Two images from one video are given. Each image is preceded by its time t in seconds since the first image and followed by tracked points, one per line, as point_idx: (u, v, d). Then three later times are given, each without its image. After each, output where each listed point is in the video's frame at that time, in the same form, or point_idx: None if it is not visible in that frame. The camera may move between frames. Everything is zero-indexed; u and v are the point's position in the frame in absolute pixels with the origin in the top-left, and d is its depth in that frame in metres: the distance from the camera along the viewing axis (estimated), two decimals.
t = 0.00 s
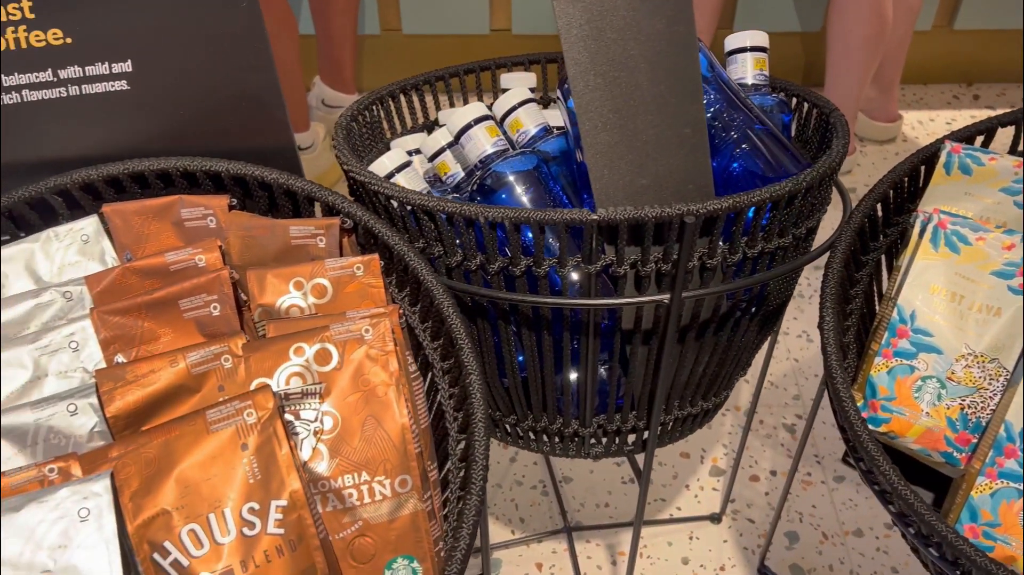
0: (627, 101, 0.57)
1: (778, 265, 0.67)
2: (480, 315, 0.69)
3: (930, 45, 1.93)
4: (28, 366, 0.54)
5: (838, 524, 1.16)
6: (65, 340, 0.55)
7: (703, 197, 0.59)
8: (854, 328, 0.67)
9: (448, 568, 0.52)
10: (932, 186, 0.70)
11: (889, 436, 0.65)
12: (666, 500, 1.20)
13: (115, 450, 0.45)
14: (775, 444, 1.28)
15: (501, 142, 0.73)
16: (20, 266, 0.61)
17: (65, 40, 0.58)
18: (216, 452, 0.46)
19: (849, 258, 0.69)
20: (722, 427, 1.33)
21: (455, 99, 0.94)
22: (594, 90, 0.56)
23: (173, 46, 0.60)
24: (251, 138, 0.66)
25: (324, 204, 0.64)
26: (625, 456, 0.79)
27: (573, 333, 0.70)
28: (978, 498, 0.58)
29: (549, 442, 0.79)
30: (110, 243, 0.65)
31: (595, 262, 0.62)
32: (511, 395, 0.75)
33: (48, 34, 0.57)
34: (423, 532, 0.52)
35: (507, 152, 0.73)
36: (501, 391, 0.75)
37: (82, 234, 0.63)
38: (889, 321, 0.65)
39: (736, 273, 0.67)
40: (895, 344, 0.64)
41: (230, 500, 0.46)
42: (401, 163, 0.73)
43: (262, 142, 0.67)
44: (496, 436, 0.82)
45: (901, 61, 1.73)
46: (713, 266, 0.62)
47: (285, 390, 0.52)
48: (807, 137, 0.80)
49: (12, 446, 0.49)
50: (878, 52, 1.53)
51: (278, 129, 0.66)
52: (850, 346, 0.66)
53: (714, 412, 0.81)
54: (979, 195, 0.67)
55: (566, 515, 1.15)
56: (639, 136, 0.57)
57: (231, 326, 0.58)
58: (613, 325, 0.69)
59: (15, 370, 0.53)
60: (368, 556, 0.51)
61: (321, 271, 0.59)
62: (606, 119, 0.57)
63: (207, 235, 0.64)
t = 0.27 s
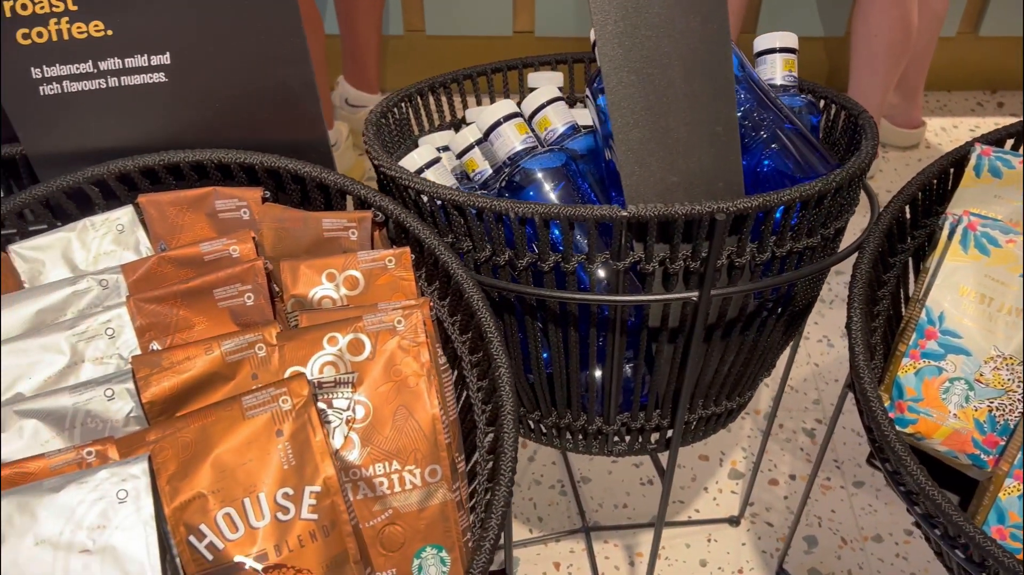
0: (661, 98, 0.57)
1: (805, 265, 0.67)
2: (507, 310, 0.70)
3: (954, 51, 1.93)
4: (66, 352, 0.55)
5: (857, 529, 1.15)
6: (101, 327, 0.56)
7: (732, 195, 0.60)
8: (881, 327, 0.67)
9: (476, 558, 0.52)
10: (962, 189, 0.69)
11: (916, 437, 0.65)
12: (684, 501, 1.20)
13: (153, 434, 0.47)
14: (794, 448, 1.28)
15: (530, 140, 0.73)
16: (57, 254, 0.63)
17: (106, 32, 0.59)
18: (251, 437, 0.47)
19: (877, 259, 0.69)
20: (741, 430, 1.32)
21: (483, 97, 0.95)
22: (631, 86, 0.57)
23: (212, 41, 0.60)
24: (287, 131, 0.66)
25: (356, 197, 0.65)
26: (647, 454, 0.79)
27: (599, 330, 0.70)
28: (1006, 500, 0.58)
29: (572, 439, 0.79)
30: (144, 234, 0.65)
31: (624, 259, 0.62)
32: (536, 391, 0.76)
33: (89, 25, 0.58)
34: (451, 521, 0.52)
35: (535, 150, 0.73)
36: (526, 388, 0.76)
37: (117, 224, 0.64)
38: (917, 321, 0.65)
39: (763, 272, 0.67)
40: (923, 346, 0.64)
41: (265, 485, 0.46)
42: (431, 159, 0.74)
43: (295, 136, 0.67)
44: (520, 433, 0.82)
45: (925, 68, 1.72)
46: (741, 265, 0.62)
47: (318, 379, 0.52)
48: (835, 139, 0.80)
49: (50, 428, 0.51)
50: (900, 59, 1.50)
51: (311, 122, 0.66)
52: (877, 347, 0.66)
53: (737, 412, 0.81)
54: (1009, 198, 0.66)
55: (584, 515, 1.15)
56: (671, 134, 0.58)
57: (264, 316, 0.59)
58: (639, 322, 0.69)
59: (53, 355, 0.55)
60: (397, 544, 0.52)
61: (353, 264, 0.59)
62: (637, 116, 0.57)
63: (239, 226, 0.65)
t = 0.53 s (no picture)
0: (686, 94, 0.58)
1: (827, 263, 0.67)
2: (528, 304, 0.70)
3: (976, 56, 1.92)
4: (94, 336, 0.56)
5: (873, 532, 1.15)
6: (129, 313, 0.57)
7: (755, 191, 0.60)
8: (903, 326, 0.67)
9: (496, 548, 0.52)
10: (985, 190, 0.69)
11: (936, 437, 0.64)
12: (700, 503, 1.19)
13: (181, 417, 0.47)
14: (810, 451, 1.27)
15: (553, 136, 0.73)
16: (87, 241, 0.64)
17: (139, 23, 0.60)
18: (277, 422, 0.47)
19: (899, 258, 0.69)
20: (757, 433, 1.32)
21: (506, 94, 0.95)
22: (654, 82, 0.57)
23: (243, 33, 0.61)
24: (314, 124, 0.67)
25: (381, 189, 0.65)
26: (665, 451, 0.79)
27: (619, 326, 0.70)
28: None
29: (590, 435, 0.80)
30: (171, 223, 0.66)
31: (646, 254, 0.62)
32: (555, 386, 0.76)
33: (122, 16, 0.59)
34: (472, 510, 0.53)
35: (558, 146, 0.73)
36: (546, 383, 0.76)
37: (145, 213, 0.65)
38: (939, 320, 0.65)
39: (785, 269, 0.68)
40: (944, 345, 0.64)
41: (290, 469, 0.47)
42: (454, 154, 0.75)
43: (322, 128, 0.68)
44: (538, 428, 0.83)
45: (947, 73, 1.71)
46: (762, 262, 0.63)
47: (342, 366, 0.53)
48: (858, 139, 0.80)
49: (79, 410, 0.52)
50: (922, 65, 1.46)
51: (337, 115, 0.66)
52: (899, 347, 0.66)
53: (756, 411, 0.81)
54: None
55: (599, 514, 1.15)
56: (696, 129, 0.58)
57: (289, 305, 0.59)
58: (660, 318, 0.69)
59: (81, 339, 0.56)
60: (418, 532, 0.52)
61: (377, 255, 0.60)
62: (663, 112, 0.58)
63: (265, 216, 0.66)
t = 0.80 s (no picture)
0: (710, 91, 0.58)
1: (848, 263, 0.67)
2: (549, 298, 0.71)
3: (1000, 63, 1.91)
4: (124, 321, 0.57)
5: (889, 537, 1.14)
6: (159, 299, 0.58)
7: (776, 189, 0.60)
8: (923, 327, 0.67)
9: (515, 536, 0.53)
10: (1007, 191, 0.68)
11: (955, 437, 0.65)
12: (715, 504, 1.19)
13: (209, 400, 0.48)
14: (827, 455, 1.27)
15: (576, 132, 0.73)
16: (117, 229, 0.65)
17: (172, 15, 0.61)
18: (303, 406, 0.48)
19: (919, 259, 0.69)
20: (773, 436, 1.31)
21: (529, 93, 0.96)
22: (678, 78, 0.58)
23: (273, 28, 0.62)
24: (341, 118, 0.68)
25: (405, 182, 0.66)
26: (682, 448, 0.80)
27: (639, 321, 0.71)
28: None
29: (608, 430, 0.80)
30: (200, 213, 0.67)
31: (666, 250, 0.63)
32: (574, 380, 0.77)
33: (156, 8, 0.60)
34: (491, 498, 0.53)
35: (581, 142, 0.73)
36: (565, 377, 0.77)
37: (174, 203, 0.66)
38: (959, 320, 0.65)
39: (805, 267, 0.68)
40: (963, 345, 0.64)
41: (314, 453, 0.48)
42: (477, 149, 0.76)
43: (348, 122, 0.69)
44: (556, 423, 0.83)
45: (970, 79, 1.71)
46: (783, 260, 0.63)
47: (367, 353, 0.54)
48: (880, 140, 0.80)
49: (109, 391, 0.53)
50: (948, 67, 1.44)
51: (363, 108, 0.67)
52: (918, 347, 0.66)
53: (774, 410, 0.81)
54: None
55: (614, 513, 1.16)
56: (719, 126, 0.59)
57: (315, 294, 0.61)
58: (680, 315, 0.70)
59: (112, 324, 0.57)
60: (438, 518, 0.53)
61: (402, 246, 0.61)
62: (686, 108, 0.58)
63: (292, 207, 0.67)
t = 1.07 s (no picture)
0: (733, 89, 0.60)
1: (868, 261, 0.68)
2: (571, 292, 0.72)
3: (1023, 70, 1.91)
4: (158, 306, 0.59)
5: (905, 540, 1.13)
6: (192, 285, 0.59)
7: (799, 187, 0.61)
8: (941, 326, 0.68)
9: (536, 521, 0.54)
10: None
11: (971, 435, 0.65)
12: (730, 503, 1.19)
13: (243, 381, 0.50)
14: (842, 457, 1.27)
15: (599, 129, 0.75)
16: (151, 218, 0.66)
17: (210, 9, 0.63)
18: (334, 388, 0.50)
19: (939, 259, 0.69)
20: (790, 438, 1.31)
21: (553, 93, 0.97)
22: (703, 75, 0.60)
23: (307, 22, 0.63)
24: (370, 112, 0.70)
25: (432, 175, 0.67)
26: (700, 443, 0.80)
27: (659, 317, 0.72)
28: None
29: (627, 424, 0.81)
30: (231, 203, 0.68)
31: (688, 245, 0.64)
32: (594, 374, 0.78)
33: (195, 2, 0.62)
34: (514, 483, 0.55)
35: (604, 139, 0.75)
36: (586, 371, 0.78)
37: (206, 192, 0.67)
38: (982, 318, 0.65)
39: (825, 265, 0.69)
40: (982, 344, 0.64)
41: (343, 434, 0.49)
42: (502, 146, 0.77)
43: (377, 116, 0.70)
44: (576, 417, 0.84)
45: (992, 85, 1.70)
46: (804, 256, 0.64)
47: (395, 340, 0.56)
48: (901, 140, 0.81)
49: (144, 372, 0.55)
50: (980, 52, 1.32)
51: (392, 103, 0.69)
52: (937, 345, 0.67)
53: (792, 407, 0.82)
54: None
55: (629, 510, 1.16)
56: (742, 124, 0.60)
57: (344, 283, 0.62)
58: (700, 311, 0.71)
59: (146, 308, 0.59)
60: (461, 502, 0.54)
61: (429, 237, 0.62)
62: (710, 106, 0.60)
63: (321, 199, 0.68)
